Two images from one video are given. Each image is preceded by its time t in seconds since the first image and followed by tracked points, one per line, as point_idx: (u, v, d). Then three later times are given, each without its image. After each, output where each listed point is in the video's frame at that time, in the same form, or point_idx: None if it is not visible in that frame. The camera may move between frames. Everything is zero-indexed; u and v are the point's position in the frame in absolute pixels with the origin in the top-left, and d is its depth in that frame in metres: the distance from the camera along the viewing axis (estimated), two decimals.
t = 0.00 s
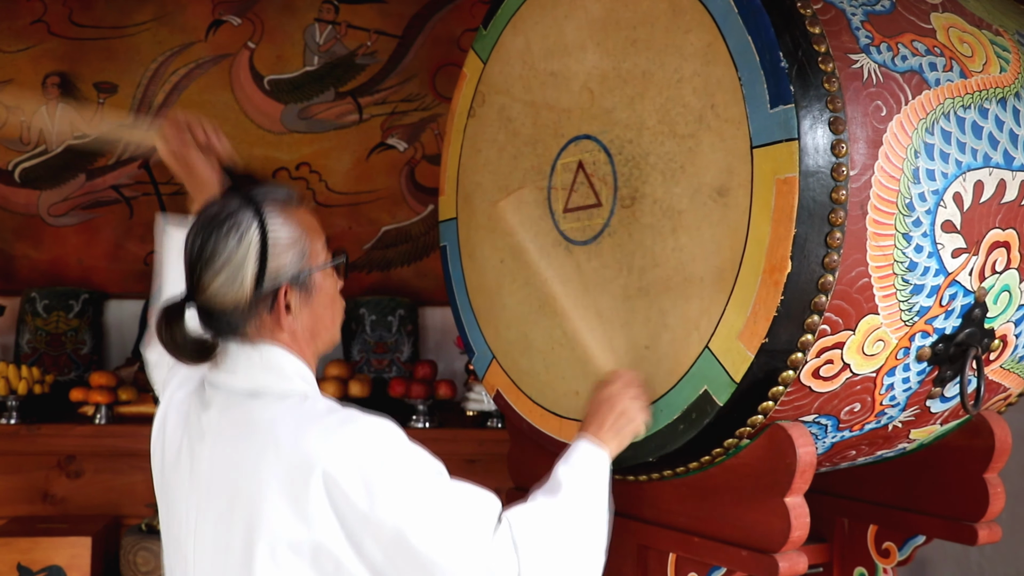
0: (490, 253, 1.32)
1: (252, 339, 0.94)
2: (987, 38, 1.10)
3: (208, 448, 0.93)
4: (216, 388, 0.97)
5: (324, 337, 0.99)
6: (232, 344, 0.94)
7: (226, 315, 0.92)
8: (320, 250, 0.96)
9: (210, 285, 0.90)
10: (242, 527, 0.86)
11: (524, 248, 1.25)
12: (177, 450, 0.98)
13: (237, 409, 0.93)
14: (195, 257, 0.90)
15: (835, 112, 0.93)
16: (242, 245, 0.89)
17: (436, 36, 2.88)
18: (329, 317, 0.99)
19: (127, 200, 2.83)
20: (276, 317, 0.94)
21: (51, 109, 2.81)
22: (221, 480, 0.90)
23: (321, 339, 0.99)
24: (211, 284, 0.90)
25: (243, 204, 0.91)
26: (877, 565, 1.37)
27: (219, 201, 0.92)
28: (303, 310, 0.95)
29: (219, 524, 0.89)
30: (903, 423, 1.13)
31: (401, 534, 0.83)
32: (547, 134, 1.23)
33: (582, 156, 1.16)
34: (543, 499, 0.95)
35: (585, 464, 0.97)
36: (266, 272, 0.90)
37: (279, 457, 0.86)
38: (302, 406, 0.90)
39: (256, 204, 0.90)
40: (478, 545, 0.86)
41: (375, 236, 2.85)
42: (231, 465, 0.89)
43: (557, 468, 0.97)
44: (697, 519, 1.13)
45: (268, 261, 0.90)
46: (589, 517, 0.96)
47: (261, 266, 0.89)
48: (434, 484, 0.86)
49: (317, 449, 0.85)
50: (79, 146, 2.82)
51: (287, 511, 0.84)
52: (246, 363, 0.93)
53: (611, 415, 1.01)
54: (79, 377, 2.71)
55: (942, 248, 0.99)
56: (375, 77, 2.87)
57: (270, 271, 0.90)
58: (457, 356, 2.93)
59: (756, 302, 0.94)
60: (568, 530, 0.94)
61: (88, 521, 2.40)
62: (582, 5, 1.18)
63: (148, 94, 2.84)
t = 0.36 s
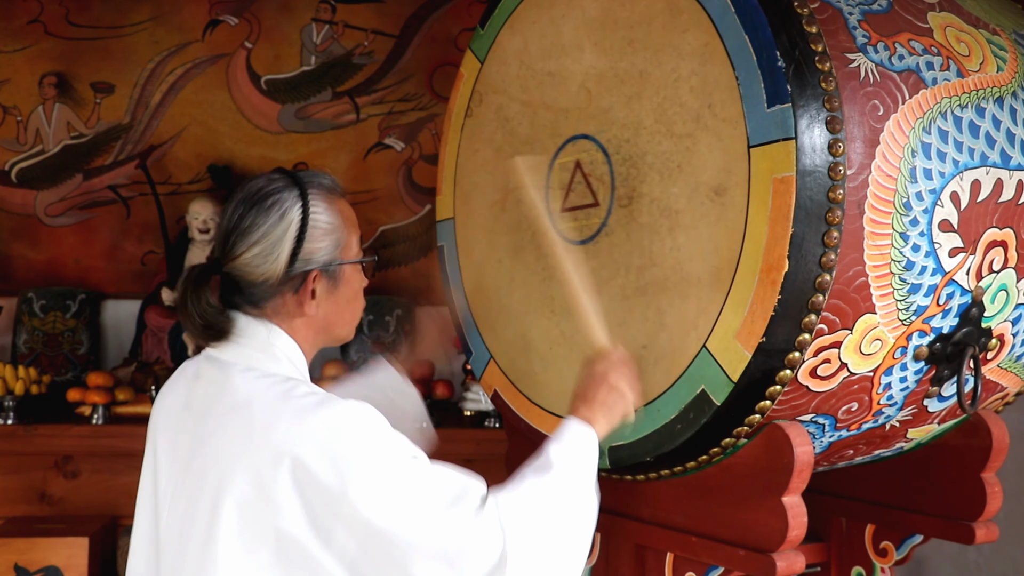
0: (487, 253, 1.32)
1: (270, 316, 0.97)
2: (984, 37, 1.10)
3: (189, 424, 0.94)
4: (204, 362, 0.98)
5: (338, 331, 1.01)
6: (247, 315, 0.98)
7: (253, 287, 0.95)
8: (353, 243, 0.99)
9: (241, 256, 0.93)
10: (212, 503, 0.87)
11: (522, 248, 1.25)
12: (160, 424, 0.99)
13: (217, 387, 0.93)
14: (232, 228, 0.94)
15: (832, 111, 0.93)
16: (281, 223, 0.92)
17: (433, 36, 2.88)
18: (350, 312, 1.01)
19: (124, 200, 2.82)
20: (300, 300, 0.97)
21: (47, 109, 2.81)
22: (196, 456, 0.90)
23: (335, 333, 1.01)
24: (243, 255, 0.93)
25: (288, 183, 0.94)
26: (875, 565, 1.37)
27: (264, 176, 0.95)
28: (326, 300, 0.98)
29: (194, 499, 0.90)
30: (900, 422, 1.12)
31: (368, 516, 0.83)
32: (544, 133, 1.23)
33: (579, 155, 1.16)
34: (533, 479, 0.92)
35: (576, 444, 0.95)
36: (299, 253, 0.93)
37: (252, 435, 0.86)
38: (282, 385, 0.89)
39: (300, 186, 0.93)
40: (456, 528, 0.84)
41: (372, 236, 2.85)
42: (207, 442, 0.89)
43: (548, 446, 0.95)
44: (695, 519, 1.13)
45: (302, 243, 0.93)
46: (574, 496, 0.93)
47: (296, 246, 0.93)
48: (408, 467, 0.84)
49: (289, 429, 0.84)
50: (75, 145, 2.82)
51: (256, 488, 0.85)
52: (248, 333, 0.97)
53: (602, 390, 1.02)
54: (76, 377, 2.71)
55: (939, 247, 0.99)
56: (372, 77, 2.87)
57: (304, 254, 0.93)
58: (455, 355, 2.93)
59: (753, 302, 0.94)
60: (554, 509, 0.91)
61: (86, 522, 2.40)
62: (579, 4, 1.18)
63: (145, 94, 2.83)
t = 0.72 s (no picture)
0: (486, 252, 1.32)
1: (259, 305, 0.97)
2: (983, 38, 1.10)
3: (194, 425, 0.95)
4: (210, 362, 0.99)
5: (327, 326, 1.00)
6: (244, 305, 0.98)
7: (245, 274, 0.95)
8: (346, 243, 0.98)
9: (237, 242, 0.92)
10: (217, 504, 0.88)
11: (521, 248, 1.25)
12: (170, 427, 1.00)
13: (220, 387, 0.94)
14: (228, 215, 0.93)
15: (831, 110, 0.93)
16: (276, 213, 0.92)
17: (431, 36, 2.88)
18: (337, 308, 1.00)
19: (122, 199, 2.82)
20: (289, 291, 0.96)
21: (46, 109, 2.81)
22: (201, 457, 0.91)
23: (324, 329, 1.00)
24: (238, 241, 0.92)
25: (288, 176, 0.94)
26: (874, 565, 1.37)
27: (264, 166, 0.94)
28: (316, 292, 0.97)
29: (199, 500, 0.91)
30: (899, 422, 1.12)
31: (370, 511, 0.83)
32: (543, 133, 1.23)
33: (578, 155, 1.16)
34: (536, 459, 0.91)
35: (575, 414, 0.95)
36: (292, 243, 0.92)
37: (253, 434, 0.87)
38: (283, 381, 0.90)
39: (300, 176, 0.93)
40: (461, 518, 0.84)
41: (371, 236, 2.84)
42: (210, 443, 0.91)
43: (549, 417, 0.95)
44: (694, 518, 1.13)
45: (296, 233, 0.92)
46: (579, 467, 0.93)
47: (290, 235, 0.92)
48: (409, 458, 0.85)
49: (289, 426, 0.85)
50: (74, 144, 2.82)
51: (259, 486, 0.86)
52: (246, 332, 0.96)
53: (598, 363, 1.02)
54: (74, 377, 2.71)
55: (938, 248, 0.99)
56: (371, 77, 2.87)
57: (298, 243, 0.93)
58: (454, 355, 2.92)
59: (752, 302, 0.94)
60: (559, 484, 0.90)
61: (84, 521, 2.40)
62: (578, 4, 1.18)
63: (143, 94, 2.83)
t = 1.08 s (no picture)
0: (485, 252, 1.32)
1: (259, 315, 0.96)
2: (982, 38, 1.10)
3: (189, 434, 0.94)
4: (204, 370, 0.99)
5: (327, 328, 1.00)
6: (241, 316, 0.97)
7: (241, 285, 0.94)
8: (340, 241, 0.98)
9: (230, 255, 0.92)
10: (215, 516, 0.87)
11: (520, 248, 1.25)
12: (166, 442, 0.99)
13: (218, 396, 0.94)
14: (219, 229, 0.93)
15: (830, 111, 0.93)
16: (269, 222, 0.91)
17: (431, 36, 2.89)
18: (338, 309, 1.00)
19: (121, 199, 2.82)
20: (289, 297, 0.96)
21: (45, 109, 2.81)
22: (199, 468, 0.91)
23: (325, 331, 0.99)
24: (231, 254, 0.92)
25: (276, 182, 0.93)
26: (873, 565, 1.37)
27: (251, 175, 0.94)
28: (316, 297, 0.97)
29: (200, 513, 0.90)
30: (898, 422, 1.12)
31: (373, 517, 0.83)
32: (542, 133, 1.23)
33: (578, 156, 1.16)
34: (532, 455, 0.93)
35: (566, 409, 0.96)
36: (287, 250, 0.92)
37: (253, 441, 0.87)
38: (281, 388, 0.90)
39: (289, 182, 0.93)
40: (461, 518, 0.85)
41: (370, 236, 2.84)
42: (210, 452, 0.90)
43: (540, 411, 0.97)
44: (693, 519, 1.13)
45: (290, 240, 0.92)
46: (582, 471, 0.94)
47: (284, 243, 0.92)
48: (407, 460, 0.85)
49: (289, 432, 0.85)
50: (73, 144, 2.82)
51: (260, 493, 0.86)
52: (244, 339, 0.95)
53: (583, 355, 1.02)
54: (73, 377, 2.71)
55: (938, 248, 0.99)
56: (371, 77, 2.87)
57: (293, 251, 0.93)
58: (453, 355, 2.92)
59: (751, 302, 0.94)
60: (558, 479, 0.92)
61: (83, 521, 2.39)
62: (577, 4, 1.18)
63: (142, 93, 2.83)
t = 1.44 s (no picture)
0: (484, 252, 1.32)
1: (242, 315, 0.97)
2: (981, 38, 1.10)
3: (169, 434, 0.95)
4: (183, 372, 0.99)
5: (310, 325, 1.01)
6: (223, 316, 0.98)
7: (224, 288, 0.95)
8: (320, 238, 0.99)
9: (209, 258, 0.93)
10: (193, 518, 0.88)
11: (519, 248, 1.25)
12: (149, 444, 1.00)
13: (197, 396, 0.94)
14: (198, 231, 0.93)
15: (829, 112, 0.93)
16: (247, 222, 0.92)
17: (430, 36, 2.88)
18: (320, 306, 1.00)
19: (120, 199, 2.81)
20: (270, 296, 0.96)
21: (44, 109, 2.79)
22: (176, 468, 0.91)
23: (308, 327, 1.00)
24: (211, 256, 0.93)
25: (253, 182, 0.94)
26: (871, 565, 1.36)
27: (228, 175, 0.95)
28: (297, 295, 0.97)
29: (178, 513, 0.91)
30: (897, 422, 1.12)
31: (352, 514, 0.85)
32: (541, 133, 1.23)
33: (577, 156, 1.16)
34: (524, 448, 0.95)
35: (563, 407, 0.97)
36: (267, 251, 0.93)
37: (229, 443, 0.87)
38: (259, 388, 0.91)
39: (265, 182, 0.94)
40: (444, 509, 0.87)
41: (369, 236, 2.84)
42: (187, 453, 0.90)
43: (539, 411, 0.98)
44: (693, 519, 1.13)
45: (270, 240, 0.93)
46: (569, 467, 0.96)
47: (264, 244, 0.93)
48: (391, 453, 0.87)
49: (267, 434, 0.86)
50: (73, 144, 2.81)
51: (239, 494, 0.86)
52: (222, 342, 0.97)
53: (590, 356, 1.04)
54: (72, 377, 2.71)
55: (937, 248, 0.99)
56: (370, 77, 2.87)
57: (273, 252, 0.93)
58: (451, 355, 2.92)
59: (751, 302, 0.94)
60: (546, 488, 0.94)
61: (82, 521, 2.40)
62: (577, 4, 1.18)
63: (141, 94, 2.82)
